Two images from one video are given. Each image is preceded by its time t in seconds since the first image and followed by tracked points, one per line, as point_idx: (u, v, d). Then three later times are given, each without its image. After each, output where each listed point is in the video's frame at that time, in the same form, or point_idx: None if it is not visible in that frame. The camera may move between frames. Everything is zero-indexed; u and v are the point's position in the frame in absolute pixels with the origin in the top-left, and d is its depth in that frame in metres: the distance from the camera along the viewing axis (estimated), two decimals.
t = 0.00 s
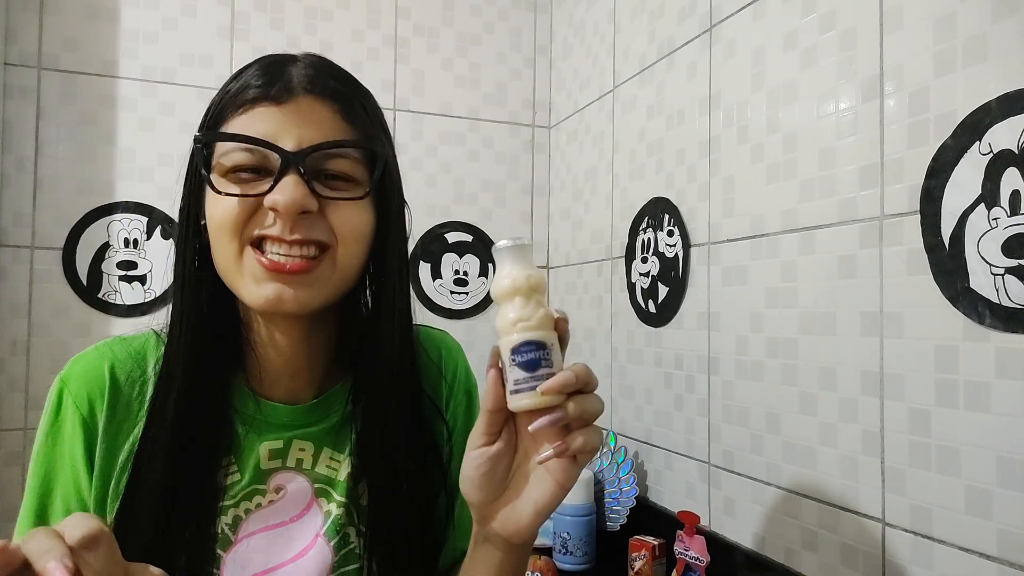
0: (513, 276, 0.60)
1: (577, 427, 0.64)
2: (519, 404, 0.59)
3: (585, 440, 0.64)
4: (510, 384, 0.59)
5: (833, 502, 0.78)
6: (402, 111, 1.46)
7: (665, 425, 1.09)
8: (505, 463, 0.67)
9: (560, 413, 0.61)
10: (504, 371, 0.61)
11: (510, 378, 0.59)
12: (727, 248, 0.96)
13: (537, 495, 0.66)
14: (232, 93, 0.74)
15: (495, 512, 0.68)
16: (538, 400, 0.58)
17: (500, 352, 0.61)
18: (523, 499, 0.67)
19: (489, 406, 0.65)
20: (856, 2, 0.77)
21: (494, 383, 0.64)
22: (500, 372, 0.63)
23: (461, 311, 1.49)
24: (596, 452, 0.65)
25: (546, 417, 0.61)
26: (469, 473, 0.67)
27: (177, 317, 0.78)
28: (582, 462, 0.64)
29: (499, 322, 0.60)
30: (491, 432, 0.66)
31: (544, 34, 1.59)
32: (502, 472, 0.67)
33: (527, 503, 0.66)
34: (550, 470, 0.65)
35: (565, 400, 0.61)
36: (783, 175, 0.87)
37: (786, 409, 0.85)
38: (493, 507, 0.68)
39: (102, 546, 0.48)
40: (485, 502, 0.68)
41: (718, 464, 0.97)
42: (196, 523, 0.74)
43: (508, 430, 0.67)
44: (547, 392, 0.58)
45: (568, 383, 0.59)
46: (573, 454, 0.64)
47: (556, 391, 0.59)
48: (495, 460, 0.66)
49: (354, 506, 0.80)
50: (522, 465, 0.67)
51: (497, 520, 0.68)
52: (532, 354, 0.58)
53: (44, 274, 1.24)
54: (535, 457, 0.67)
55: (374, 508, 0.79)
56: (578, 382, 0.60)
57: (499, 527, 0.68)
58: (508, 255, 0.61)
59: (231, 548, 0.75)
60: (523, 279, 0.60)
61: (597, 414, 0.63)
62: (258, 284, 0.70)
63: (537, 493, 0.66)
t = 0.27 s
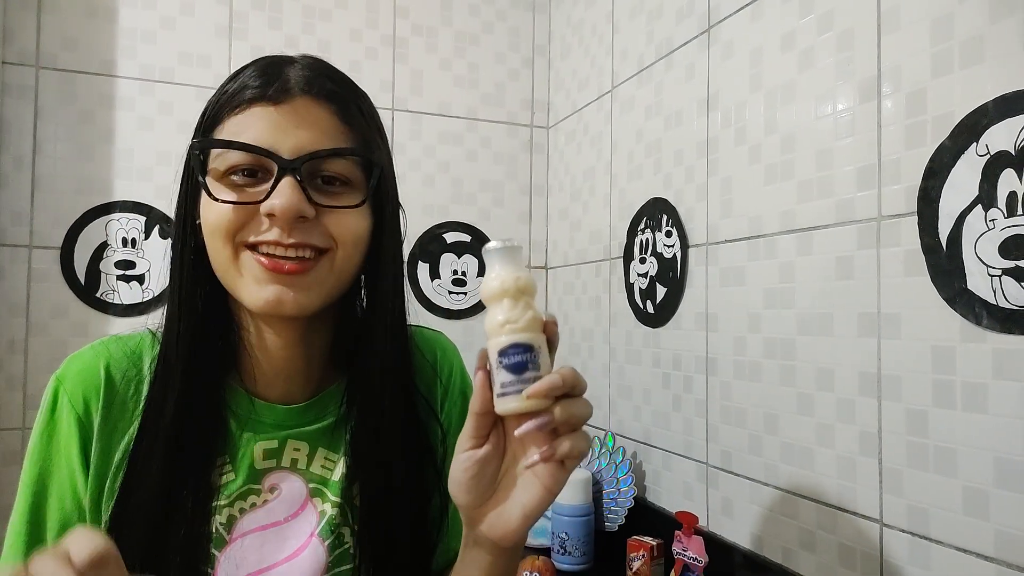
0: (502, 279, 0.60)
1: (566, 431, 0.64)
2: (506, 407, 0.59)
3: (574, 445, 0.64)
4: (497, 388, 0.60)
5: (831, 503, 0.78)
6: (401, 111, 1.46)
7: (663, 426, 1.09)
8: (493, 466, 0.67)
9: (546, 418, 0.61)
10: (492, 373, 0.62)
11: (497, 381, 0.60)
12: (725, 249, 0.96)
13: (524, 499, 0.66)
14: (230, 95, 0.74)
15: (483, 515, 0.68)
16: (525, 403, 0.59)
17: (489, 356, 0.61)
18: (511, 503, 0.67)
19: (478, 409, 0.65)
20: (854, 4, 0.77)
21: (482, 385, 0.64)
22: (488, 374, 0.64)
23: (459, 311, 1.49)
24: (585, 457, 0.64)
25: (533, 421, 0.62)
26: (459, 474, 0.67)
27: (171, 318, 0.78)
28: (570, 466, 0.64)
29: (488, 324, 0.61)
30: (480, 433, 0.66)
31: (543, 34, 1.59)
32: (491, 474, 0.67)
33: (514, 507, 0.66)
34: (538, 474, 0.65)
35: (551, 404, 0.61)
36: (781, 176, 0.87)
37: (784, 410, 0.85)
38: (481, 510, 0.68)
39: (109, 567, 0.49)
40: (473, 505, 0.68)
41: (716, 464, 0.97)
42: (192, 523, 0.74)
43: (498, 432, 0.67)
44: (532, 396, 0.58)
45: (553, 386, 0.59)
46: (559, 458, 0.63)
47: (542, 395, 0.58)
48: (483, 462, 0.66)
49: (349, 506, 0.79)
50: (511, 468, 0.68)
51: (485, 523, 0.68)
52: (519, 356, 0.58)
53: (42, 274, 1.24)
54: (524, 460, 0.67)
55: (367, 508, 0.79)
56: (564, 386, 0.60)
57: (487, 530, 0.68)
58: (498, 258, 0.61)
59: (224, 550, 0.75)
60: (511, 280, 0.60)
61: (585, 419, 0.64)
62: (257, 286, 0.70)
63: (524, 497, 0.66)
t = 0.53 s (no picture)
0: (514, 255, 0.57)
1: (557, 436, 0.60)
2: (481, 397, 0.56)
3: (564, 452, 0.60)
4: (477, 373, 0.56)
5: (833, 503, 0.78)
6: (404, 110, 1.47)
7: (665, 426, 1.09)
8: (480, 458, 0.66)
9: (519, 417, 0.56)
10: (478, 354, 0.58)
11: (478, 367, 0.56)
12: (728, 249, 0.96)
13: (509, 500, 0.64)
14: (244, 88, 0.72)
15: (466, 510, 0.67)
16: (497, 400, 0.55)
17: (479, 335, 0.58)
18: (495, 503, 0.65)
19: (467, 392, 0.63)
20: (858, 4, 0.77)
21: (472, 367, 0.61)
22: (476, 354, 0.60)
23: (461, 311, 1.49)
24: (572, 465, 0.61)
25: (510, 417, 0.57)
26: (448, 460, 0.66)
27: (162, 315, 0.77)
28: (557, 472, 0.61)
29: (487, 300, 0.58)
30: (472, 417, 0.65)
31: (546, 34, 1.59)
32: (476, 467, 0.66)
33: (499, 505, 0.65)
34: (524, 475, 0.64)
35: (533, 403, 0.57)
36: (784, 176, 0.87)
37: (786, 410, 0.85)
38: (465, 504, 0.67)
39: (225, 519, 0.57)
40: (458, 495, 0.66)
41: (718, 464, 0.97)
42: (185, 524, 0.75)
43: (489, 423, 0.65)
44: (504, 391, 0.54)
45: (531, 384, 0.54)
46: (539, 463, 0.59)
47: (516, 390, 0.54)
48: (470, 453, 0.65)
49: (340, 503, 0.79)
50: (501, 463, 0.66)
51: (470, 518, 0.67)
52: (498, 343, 0.54)
53: (45, 272, 1.24)
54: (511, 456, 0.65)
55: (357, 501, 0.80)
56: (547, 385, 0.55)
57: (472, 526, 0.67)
58: (520, 229, 0.59)
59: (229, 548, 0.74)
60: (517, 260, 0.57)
61: (578, 424, 0.60)
62: (275, 277, 0.68)
63: (511, 498, 0.65)
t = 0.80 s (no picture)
0: (480, 177, 0.53)
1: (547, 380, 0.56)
2: (457, 343, 0.52)
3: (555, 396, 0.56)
4: (451, 315, 0.52)
5: (827, 499, 0.78)
6: (399, 105, 1.46)
7: (660, 422, 1.09)
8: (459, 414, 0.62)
9: (509, 360, 0.53)
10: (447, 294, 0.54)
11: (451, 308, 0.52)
12: (724, 245, 0.96)
13: (488, 459, 0.61)
14: (219, 80, 0.72)
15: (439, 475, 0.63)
16: (477, 343, 0.51)
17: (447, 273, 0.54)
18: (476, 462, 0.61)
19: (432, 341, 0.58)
20: None
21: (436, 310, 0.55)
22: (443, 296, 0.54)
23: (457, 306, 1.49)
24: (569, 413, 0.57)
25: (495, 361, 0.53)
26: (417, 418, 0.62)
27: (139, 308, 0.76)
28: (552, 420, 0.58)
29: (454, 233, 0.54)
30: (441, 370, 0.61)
31: (542, 29, 1.59)
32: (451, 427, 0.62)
33: (477, 466, 0.61)
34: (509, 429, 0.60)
35: (518, 344, 0.53)
36: (780, 172, 0.86)
37: (782, 406, 0.85)
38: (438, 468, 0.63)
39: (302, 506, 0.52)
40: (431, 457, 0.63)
41: (713, 460, 0.97)
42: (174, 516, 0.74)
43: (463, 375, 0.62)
44: (486, 333, 0.51)
45: (517, 322, 0.51)
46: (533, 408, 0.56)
47: (497, 330, 0.51)
48: (446, 406, 0.62)
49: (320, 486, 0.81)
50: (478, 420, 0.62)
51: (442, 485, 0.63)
52: (475, 280, 0.50)
53: (39, 266, 1.24)
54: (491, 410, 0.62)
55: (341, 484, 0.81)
56: (533, 323, 0.52)
57: (445, 493, 0.63)
58: (482, 146, 0.54)
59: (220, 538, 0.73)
60: (486, 180, 0.53)
61: (572, 366, 0.56)
62: (251, 271, 0.68)
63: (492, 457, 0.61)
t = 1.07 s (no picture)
0: (452, 158, 0.53)
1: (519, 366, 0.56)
2: (432, 329, 0.52)
3: (529, 381, 0.56)
4: (426, 301, 0.52)
5: (815, 496, 0.78)
6: (388, 102, 1.45)
7: (649, 419, 1.09)
8: (432, 403, 0.63)
9: (486, 347, 0.52)
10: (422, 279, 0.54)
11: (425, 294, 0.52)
12: (713, 242, 0.96)
13: (461, 446, 0.60)
14: (197, 75, 0.71)
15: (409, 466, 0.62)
16: (452, 327, 0.51)
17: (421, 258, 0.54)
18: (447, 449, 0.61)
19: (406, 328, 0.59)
20: None
21: (409, 295, 0.56)
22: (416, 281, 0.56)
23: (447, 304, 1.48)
24: (542, 399, 0.57)
25: (470, 350, 0.52)
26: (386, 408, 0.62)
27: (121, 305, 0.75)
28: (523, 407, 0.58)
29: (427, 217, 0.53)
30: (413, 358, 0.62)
31: (532, 27, 1.58)
32: (422, 415, 0.62)
33: (449, 455, 0.61)
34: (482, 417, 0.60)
35: (494, 330, 0.53)
36: (768, 169, 0.86)
37: (769, 403, 0.85)
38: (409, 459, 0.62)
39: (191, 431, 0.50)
40: (401, 449, 0.62)
41: (701, 458, 0.97)
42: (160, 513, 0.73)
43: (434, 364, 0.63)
44: (461, 317, 0.51)
45: (491, 306, 0.51)
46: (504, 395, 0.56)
47: (473, 314, 0.51)
48: (418, 394, 0.62)
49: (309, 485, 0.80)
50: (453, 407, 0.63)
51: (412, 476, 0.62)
52: (450, 264, 0.50)
53: (23, 263, 1.22)
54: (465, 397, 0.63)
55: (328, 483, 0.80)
56: (508, 308, 0.52)
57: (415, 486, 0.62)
58: (454, 128, 0.54)
59: (198, 533, 0.73)
60: (458, 162, 0.52)
61: (545, 353, 0.55)
62: (229, 267, 0.67)
63: (466, 445, 0.60)
